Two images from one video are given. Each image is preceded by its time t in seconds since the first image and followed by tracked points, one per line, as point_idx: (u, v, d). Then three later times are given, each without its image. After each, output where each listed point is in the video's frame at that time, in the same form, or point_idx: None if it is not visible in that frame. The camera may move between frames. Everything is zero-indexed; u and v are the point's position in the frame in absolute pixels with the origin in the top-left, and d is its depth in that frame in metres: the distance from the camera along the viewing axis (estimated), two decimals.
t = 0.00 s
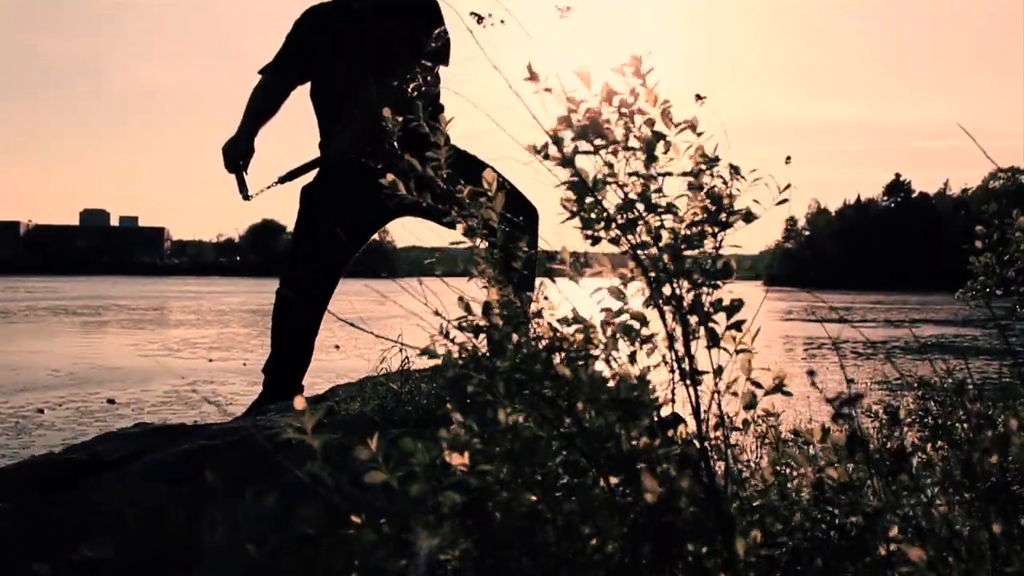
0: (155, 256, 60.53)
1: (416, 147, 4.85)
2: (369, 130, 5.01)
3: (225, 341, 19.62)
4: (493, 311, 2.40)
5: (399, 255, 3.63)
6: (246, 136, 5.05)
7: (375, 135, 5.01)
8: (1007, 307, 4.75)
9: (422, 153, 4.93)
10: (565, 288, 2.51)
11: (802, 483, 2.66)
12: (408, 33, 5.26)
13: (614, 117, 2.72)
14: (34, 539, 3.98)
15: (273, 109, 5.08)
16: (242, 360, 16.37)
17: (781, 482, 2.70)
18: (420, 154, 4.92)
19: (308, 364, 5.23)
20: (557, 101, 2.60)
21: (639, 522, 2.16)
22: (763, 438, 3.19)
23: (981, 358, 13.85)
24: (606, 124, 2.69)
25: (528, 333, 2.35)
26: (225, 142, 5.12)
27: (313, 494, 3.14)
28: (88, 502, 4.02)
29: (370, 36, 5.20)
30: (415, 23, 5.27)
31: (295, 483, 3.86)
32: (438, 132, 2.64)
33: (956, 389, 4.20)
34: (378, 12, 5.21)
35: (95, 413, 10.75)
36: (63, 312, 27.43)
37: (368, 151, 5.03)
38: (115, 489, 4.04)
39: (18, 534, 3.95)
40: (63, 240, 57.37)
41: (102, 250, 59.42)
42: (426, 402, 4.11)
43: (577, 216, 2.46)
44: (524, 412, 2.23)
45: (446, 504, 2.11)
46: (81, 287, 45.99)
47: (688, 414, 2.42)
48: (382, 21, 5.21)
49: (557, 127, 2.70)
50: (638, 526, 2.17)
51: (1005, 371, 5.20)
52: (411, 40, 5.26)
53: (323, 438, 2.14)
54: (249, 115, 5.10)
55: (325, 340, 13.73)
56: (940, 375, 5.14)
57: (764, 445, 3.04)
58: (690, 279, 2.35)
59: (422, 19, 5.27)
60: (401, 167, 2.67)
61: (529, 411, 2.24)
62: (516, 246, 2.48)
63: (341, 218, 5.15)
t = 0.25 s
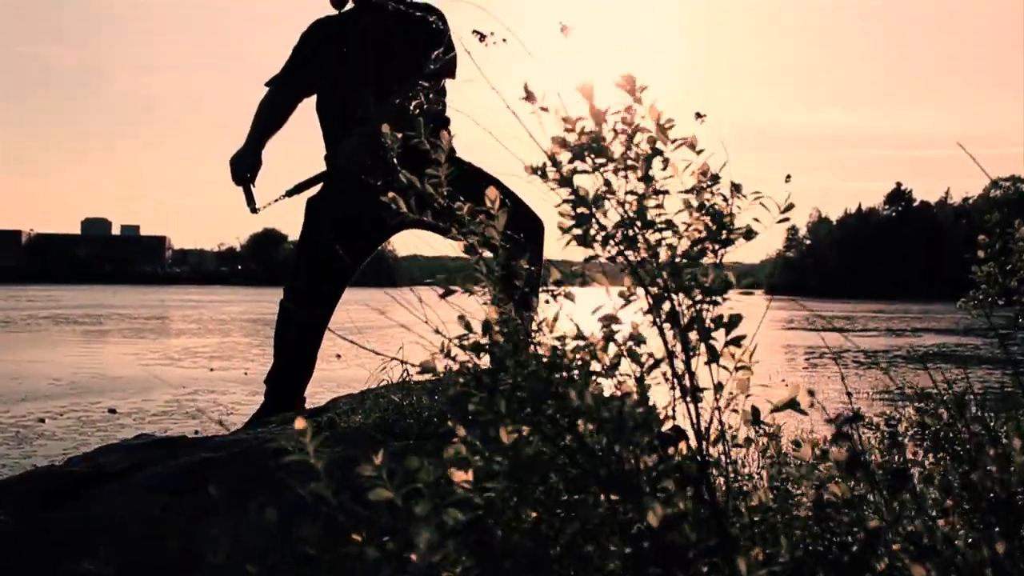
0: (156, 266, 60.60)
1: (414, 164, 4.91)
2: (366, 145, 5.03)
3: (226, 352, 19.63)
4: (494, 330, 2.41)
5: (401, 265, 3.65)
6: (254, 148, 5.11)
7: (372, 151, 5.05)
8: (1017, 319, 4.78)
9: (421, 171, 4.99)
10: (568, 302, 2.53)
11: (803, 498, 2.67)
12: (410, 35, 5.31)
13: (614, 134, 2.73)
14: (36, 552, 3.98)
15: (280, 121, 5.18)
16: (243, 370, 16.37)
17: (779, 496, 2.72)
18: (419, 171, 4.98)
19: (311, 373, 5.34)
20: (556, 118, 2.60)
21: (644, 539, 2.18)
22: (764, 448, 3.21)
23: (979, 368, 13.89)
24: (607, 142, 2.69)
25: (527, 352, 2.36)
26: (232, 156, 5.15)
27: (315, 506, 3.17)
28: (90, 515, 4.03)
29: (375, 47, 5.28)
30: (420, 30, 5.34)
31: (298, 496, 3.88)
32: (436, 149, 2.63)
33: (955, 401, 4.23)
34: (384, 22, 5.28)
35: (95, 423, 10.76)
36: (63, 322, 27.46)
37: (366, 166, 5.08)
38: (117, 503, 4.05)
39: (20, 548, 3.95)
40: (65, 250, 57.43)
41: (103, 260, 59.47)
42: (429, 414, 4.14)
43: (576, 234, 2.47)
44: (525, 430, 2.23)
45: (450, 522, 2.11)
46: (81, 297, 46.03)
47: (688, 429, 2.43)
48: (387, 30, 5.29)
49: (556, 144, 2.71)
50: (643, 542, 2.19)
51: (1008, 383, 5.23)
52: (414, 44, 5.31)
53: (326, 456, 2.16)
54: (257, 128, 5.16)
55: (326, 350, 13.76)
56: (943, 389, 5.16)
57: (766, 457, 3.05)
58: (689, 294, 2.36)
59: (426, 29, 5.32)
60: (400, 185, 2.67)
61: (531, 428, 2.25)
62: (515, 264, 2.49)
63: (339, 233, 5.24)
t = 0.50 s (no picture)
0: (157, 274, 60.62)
1: (412, 188, 4.95)
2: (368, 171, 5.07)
3: (226, 359, 19.62)
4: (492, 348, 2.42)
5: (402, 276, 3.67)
6: (262, 159, 5.14)
7: (374, 177, 5.10)
8: None
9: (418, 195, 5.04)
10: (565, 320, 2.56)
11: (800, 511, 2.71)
12: (408, 52, 5.33)
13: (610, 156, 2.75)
14: (37, 561, 3.99)
15: (288, 131, 5.21)
16: (243, 378, 16.37)
17: (778, 511, 2.74)
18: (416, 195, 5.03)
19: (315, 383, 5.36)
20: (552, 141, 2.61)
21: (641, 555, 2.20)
22: (763, 461, 3.23)
23: (979, 382, 13.90)
24: (606, 162, 2.71)
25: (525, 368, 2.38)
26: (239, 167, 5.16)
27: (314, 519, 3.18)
28: (91, 525, 4.04)
29: (376, 65, 5.30)
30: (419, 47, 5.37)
31: (299, 508, 3.89)
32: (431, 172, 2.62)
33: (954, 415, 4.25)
34: (384, 42, 5.30)
35: (96, 431, 10.76)
36: (63, 329, 27.46)
37: (368, 192, 5.14)
38: (117, 513, 4.06)
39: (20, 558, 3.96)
40: (66, 256, 57.45)
41: (104, 267, 59.48)
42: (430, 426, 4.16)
43: (574, 254, 2.48)
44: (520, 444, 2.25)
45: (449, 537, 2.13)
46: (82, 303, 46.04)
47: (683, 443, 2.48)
48: (386, 47, 5.30)
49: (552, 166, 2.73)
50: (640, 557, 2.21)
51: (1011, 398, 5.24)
52: (412, 62, 5.34)
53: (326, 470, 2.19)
54: (265, 139, 5.19)
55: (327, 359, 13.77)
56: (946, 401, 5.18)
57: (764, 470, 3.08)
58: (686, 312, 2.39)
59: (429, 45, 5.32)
60: (397, 207, 2.67)
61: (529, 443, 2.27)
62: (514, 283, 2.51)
63: (346, 244, 5.25)
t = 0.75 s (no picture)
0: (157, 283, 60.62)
1: (415, 207, 4.97)
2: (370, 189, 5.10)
3: (226, 369, 19.61)
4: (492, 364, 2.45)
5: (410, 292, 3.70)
6: (269, 171, 5.16)
7: (377, 195, 5.14)
8: None
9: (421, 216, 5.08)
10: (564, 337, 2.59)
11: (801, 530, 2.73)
12: (411, 70, 5.36)
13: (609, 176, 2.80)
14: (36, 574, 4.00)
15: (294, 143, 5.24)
16: (245, 388, 16.37)
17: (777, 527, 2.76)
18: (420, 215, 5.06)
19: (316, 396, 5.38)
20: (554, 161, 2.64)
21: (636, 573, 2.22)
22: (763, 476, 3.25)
23: (980, 393, 13.90)
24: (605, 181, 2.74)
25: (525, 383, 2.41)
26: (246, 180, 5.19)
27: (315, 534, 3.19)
28: (90, 539, 4.04)
29: (380, 83, 5.34)
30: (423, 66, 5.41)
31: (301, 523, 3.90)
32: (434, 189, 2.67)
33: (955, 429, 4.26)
34: (388, 61, 5.34)
35: (96, 440, 10.75)
36: (64, 338, 27.44)
37: (369, 211, 5.17)
38: (116, 526, 4.06)
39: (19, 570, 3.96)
40: (67, 265, 57.46)
41: (105, 276, 59.50)
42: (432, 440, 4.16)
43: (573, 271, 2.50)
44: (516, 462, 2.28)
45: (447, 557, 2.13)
46: (83, 312, 46.03)
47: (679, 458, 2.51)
48: (390, 65, 5.35)
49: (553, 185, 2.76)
50: None
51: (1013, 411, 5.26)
52: (415, 81, 5.38)
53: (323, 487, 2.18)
54: (272, 152, 5.22)
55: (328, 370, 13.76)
56: (948, 414, 5.20)
57: (764, 486, 3.09)
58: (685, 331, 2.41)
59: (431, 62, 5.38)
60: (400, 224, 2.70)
61: (529, 458, 2.29)
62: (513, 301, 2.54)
63: (350, 262, 5.28)
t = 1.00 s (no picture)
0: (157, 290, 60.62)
1: (416, 222, 4.99)
2: (371, 203, 5.12)
3: (226, 377, 19.60)
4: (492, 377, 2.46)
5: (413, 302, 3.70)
6: (275, 183, 5.18)
7: (378, 208, 5.15)
8: None
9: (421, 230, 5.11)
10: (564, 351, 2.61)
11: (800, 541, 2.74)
12: (415, 86, 5.38)
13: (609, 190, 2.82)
14: None
15: (298, 154, 5.26)
16: (244, 395, 16.36)
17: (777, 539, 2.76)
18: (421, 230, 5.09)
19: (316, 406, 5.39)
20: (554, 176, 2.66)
21: None
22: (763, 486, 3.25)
23: (978, 400, 13.94)
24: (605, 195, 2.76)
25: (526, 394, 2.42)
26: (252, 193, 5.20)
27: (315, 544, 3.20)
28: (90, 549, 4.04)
29: (383, 96, 5.35)
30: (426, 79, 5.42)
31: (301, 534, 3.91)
32: (436, 203, 2.69)
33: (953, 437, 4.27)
34: (390, 75, 5.35)
35: (96, 448, 10.75)
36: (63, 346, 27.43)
37: (371, 223, 5.19)
38: (117, 537, 4.06)
39: None
40: (67, 272, 57.45)
41: (105, 283, 59.48)
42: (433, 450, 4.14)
43: (573, 284, 2.52)
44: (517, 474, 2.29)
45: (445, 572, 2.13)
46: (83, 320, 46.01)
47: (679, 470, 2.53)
48: (393, 80, 5.36)
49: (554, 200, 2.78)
50: None
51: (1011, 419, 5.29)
52: (418, 96, 5.38)
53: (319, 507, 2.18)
54: (277, 164, 5.24)
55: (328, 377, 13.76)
56: (947, 422, 5.23)
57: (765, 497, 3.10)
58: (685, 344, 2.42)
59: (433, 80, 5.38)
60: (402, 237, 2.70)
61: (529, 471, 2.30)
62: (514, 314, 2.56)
63: (352, 273, 5.30)
